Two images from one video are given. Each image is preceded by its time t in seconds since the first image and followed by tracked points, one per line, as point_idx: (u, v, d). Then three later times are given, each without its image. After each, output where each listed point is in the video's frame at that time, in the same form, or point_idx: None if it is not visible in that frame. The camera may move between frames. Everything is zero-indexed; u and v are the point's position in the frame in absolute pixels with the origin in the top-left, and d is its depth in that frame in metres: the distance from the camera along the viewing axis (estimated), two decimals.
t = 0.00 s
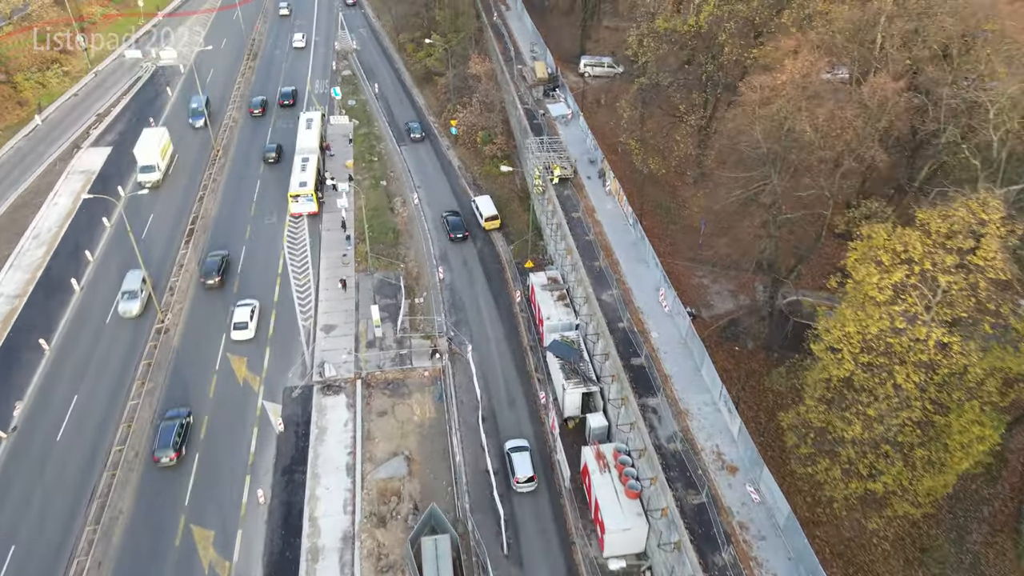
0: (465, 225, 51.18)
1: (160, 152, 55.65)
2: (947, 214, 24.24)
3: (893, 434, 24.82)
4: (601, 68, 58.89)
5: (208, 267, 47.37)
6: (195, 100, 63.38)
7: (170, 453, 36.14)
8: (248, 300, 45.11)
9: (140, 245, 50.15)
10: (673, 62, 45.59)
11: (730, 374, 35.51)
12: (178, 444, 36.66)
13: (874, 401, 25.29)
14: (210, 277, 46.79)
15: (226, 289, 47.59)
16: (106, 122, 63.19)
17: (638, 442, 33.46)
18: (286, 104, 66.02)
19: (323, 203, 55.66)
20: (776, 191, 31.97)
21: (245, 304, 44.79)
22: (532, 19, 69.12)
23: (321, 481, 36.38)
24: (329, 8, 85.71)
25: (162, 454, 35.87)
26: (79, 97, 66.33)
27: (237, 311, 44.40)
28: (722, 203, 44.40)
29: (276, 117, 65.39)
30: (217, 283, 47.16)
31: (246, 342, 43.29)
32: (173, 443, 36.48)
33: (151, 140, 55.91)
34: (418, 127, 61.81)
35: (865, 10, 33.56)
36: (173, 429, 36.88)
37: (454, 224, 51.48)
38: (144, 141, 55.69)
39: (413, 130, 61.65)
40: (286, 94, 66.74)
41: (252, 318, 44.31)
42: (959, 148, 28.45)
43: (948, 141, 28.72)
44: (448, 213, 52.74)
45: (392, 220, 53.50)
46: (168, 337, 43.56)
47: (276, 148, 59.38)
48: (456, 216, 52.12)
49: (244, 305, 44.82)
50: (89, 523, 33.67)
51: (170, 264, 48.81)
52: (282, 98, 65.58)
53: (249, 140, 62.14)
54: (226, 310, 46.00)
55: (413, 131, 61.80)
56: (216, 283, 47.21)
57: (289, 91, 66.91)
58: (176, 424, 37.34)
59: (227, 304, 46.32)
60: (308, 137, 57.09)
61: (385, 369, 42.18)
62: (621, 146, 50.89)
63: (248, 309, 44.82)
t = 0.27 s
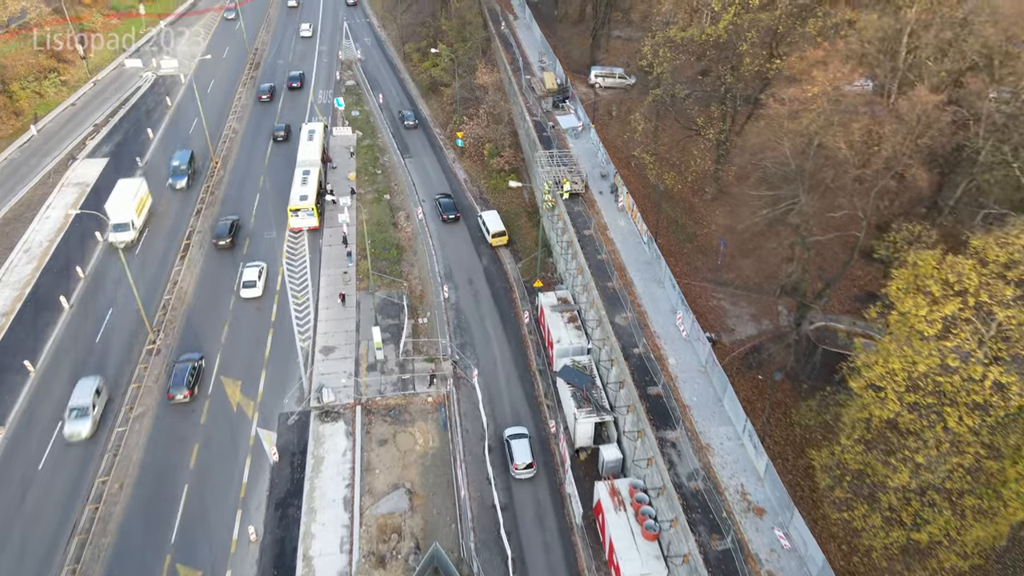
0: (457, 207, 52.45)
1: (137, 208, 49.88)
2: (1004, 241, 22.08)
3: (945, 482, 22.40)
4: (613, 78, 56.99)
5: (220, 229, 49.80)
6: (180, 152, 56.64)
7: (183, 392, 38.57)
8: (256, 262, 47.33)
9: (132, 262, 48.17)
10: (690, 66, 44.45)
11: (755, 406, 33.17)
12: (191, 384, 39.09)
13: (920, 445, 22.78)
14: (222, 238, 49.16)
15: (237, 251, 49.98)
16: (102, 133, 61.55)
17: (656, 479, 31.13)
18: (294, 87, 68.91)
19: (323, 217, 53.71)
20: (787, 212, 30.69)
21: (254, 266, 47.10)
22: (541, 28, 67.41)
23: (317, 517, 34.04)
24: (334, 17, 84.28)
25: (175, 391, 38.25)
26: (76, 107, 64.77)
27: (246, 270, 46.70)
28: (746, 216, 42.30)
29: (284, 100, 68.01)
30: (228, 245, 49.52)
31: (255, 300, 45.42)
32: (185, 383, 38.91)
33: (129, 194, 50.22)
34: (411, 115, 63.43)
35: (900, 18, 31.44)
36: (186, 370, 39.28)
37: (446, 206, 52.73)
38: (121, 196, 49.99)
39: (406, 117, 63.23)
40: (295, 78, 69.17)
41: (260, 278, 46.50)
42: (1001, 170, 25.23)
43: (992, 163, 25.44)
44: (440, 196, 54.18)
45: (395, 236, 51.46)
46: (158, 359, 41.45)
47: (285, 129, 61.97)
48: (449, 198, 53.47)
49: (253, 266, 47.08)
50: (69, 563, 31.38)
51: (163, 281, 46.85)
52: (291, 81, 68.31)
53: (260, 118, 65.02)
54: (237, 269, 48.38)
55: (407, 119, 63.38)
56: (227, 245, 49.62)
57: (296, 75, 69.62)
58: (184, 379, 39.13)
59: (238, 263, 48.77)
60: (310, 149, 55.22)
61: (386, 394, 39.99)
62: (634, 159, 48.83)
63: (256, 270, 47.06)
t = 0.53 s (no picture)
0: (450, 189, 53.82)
1: (105, 276, 43.64)
2: None
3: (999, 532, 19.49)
4: (624, 89, 55.24)
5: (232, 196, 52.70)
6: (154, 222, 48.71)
7: (198, 334, 41.23)
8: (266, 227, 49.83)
9: (125, 277, 46.32)
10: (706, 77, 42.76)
11: (781, 437, 30.95)
12: (205, 328, 41.71)
13: (975, 491, 20.35)
14: (234, 204, 52.09)
15: (247, 217, 52.76)
16: (100, 142, 60.02)
17: (676, 517, 28.93)
18: (302, 73, 71.62)
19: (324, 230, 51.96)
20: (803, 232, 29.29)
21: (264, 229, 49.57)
22: (549, 37, 65.85)
23: (312, 552, 31.81)
24: (338, 26, 82.93)
25: (192, 333, 40.99)
26: (73, 117, 63.27)
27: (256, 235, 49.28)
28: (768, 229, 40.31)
29: (292, 85, 70.63)
30: (239, 210, 52.39)
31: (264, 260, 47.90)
32: (200, 326, 41.59)
33: (96, 257, 43.85)
34: (405, 103, 64.93)
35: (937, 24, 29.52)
36: (201, 315, 42.01)
37: (439, 188, 54.05)
38: (86, 259, 43.69)
39: (400, 105, 64.68)
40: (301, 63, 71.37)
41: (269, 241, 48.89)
42: None
43: None
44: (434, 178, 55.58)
45: (399, 251, 49.57)
46: (149, 380, 39.42)
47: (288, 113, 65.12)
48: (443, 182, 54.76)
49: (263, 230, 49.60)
50: None
51: (157, 298, 45.00)
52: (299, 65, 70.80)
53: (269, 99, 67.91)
54: (247, 232, 51.16)
55: (401, 108, 64.77)
56: (239, 210, 52.49)
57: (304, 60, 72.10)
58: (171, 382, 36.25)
59: (248, 227, 51.56)
60: (312, 161, 53.48)
61: (388, 419, 37.91)
62: (647, 173, 46.90)
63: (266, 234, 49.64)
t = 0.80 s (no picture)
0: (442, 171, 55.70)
1: (59, 357, 37.29)
2: None
3: None
4: (634, 98, 53.70)
5: (244, 168, 55.84)
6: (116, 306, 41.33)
7: (212, 287, 44.24)
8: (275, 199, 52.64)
9: (118, 292, 44.70)
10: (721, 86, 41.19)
11: (807, 467, 28.99)
12: (218, 282, 44.76)
13: None
14: (246, 175, 55.22)
15: (258, 189, 55.71)
16: (97, 153, 58.66)
17: (695, 554, 26.96)
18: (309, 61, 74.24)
19: (325, 243, 50.35)
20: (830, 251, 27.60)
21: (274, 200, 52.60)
22: (557, 46, 64.49)
23: None
24: (342, 35, 81.86)
25: (206, 286, 43.95)
26: (71, 126, 61.99)
27: (266, 206, 52.05)
28: (788, 244, 38.55)
29: (300, 74, 73.13)
30: (251, 181, 55.46)
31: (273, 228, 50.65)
32: (214, 281, 44.58)
33: (50, 334, 37.47)
34: (400, 95, 67.10)
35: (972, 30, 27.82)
36: (215, 271, 45.00)
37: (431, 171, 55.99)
38: (39, 336, 37.34)
39: (395, 97, 66.84)
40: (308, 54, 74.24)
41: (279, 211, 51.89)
42: None
43: None
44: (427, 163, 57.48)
45: (401, 265, 47.93)
46: (140, 400, 37.66)
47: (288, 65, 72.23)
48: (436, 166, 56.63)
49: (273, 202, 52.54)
50: None
51: (150, 314, 43.35)
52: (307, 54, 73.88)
53: (279, 84, 70.98)
54: (259, 203, 54.15)
55: (396, 99, 66.92)
56: (250, 181, 55.58)
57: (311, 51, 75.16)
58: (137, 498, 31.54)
59: (259, 197, 54.58)
60: (313, 171, 51.97)
61: (388, 443, 36.08)
62: (659, 185, 45.24)
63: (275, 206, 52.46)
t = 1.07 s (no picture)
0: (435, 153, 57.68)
1: None
2: None
3: None
4: (645, 107, 52.16)
5: (287, 55, 74.95)
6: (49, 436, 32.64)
7: (228, 242, 47.64)
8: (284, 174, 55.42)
9: (111, 303, 43.11)
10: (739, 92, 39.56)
11: (836, 496, 27.09)
12: (234, 239, 48.11)
13: None
14: (260, 147, 58.40)
15: (270, 161, 58.73)
16: (95, 160, 57.35)
17: None
18: (317, 50, 77.36)
19: (326, 254, 48.81)
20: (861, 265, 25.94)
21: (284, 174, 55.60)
22: (565, 54, 63.09)
23: None
24: (347, 42, 80.74)
25: (222, 241, 47.36)
26: (70, 133, 60.85)
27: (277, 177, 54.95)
28: (811, 257, 36.80)
29: (308, 63, 76.13)
30: (264, 153, 58.65)
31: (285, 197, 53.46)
32: (229, 236, 47.95)
33: None
34: (396, 85, 69.09)
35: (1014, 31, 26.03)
36: (231, 228, 48.40)
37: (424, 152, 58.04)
38: None
39: (391, 87, 68.88)
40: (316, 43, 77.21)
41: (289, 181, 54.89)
42: None
43: None
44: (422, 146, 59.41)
45: (405, 277, 46.31)
46: (130, 417, 36.01)
47: (297, 54, 75.27)
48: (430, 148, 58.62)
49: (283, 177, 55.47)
50: None
51: (144, 326, 41.73)
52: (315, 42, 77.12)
53: (284, 80, 72.09)
54: (271, 173, 57.27)
55: (392, 89, 68.95)
56: (263, 153, 58.65)
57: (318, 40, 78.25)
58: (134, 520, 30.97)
59: (270, 168, 57.70)
60: (314, 180, 50.47)
61: (390, 464, 34.31)
62: (673, 196, 43.59)
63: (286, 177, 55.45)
